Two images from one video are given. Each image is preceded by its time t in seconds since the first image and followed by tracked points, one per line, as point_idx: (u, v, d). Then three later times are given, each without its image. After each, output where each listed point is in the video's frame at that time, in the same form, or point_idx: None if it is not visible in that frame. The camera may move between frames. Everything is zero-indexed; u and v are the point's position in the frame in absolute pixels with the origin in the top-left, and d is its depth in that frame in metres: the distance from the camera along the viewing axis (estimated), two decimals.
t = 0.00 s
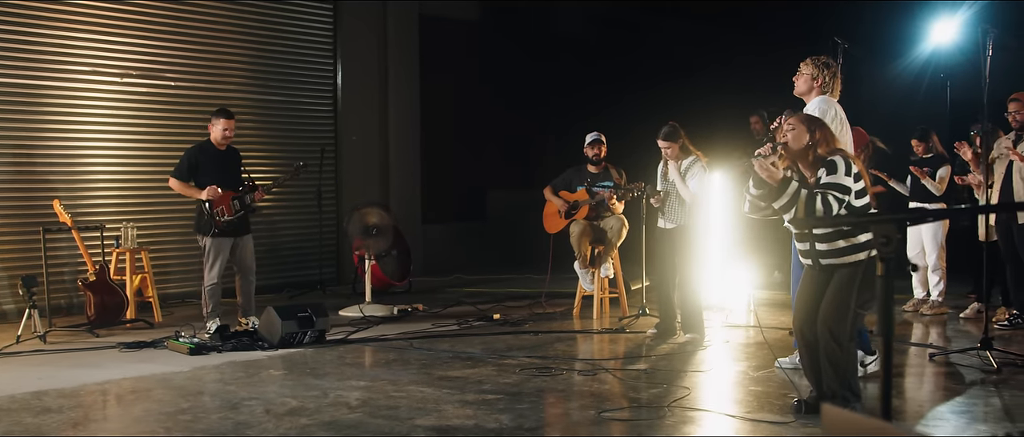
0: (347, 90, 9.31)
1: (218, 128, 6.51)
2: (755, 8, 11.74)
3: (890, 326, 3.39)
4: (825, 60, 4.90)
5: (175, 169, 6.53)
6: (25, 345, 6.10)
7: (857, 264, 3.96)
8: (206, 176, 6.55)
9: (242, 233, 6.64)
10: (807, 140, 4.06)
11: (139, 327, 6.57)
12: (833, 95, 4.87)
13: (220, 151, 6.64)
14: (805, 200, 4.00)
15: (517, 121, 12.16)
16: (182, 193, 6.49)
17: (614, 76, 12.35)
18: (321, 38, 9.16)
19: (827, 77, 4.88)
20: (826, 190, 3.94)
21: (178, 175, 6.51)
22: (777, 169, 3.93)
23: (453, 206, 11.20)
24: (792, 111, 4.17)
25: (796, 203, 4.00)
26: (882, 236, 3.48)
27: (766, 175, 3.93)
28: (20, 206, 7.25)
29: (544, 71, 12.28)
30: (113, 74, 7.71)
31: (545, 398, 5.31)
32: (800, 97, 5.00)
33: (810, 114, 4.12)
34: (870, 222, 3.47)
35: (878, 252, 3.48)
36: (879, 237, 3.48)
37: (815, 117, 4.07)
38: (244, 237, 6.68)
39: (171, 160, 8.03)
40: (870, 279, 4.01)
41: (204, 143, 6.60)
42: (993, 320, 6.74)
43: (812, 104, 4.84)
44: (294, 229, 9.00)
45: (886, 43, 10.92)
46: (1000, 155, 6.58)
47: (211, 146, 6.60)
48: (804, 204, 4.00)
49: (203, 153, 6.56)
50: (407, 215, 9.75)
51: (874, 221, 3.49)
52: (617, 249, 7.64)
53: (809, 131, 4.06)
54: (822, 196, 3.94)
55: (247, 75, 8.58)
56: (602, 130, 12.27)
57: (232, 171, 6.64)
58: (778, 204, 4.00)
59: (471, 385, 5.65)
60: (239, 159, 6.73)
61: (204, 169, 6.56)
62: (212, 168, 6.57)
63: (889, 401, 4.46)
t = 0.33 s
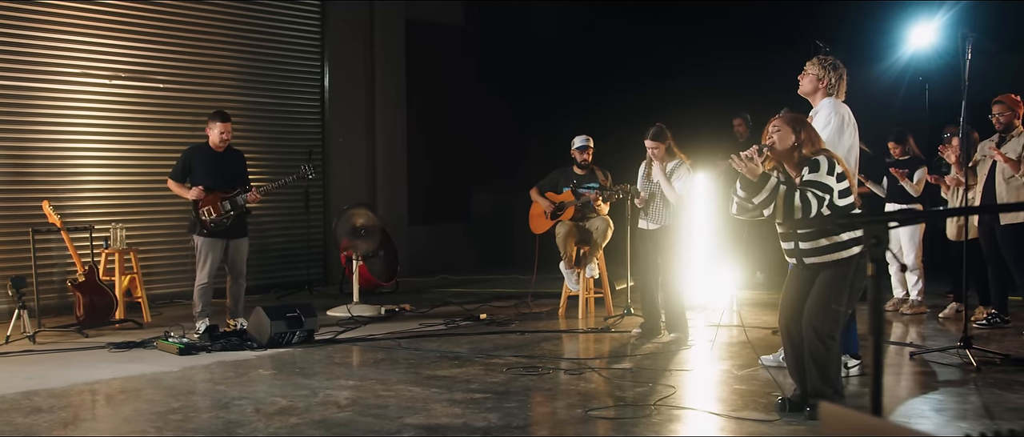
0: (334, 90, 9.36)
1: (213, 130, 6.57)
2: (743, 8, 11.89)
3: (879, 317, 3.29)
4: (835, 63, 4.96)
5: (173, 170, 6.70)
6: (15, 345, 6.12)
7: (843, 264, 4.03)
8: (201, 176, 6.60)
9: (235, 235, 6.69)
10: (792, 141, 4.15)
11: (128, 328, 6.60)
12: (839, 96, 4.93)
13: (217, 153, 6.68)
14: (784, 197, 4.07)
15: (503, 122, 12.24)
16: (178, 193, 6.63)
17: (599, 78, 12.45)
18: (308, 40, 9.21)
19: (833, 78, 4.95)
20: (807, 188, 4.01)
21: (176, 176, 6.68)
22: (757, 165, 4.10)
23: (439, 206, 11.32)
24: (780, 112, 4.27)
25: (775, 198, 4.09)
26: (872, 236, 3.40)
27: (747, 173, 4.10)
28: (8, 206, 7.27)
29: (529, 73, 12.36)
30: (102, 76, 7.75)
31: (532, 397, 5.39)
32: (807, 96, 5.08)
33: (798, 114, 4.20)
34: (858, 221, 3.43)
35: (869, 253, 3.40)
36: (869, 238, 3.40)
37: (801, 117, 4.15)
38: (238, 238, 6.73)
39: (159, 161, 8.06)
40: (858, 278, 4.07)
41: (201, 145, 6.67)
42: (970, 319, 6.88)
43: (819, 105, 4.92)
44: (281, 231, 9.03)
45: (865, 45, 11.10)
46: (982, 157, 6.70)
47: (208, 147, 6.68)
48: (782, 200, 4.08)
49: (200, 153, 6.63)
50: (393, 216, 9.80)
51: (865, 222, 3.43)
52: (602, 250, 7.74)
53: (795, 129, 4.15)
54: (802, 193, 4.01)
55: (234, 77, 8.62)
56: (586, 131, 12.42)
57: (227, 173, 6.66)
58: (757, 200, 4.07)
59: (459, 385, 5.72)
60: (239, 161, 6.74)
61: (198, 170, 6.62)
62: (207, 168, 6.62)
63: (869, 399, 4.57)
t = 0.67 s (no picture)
0: (321, 91, 9.42)
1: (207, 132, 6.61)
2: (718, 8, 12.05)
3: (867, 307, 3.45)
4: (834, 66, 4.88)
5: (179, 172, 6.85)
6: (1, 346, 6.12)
7: (824, 258, 4.11)
8: (198, 178, 6.67)
9: (225, 237, 6.68)
10: (776, 135, 4.23)
11: (115, 328, 6.61)
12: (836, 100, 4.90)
13: (216, 155, 6.72)
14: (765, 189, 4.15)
15: (486, 124, 12.37)
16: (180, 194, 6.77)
17: (581, 79, 12.67)
18: (294, 43, 9.26)
19: (831, 82, 4.90)
20: (787, 180, 4.11)
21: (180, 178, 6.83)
22: (740, 158, 4.16)
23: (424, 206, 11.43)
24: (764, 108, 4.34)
25: (757, 190, 4.16)
26: (860, 236, 3.48)
27: (728, 165, 4.17)
28: None
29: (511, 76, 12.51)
30: (89, 77, 7.78)
31: (517, 395, 5.47)
32: (805, 98, 5.05)
33: (781, 110, 4.29)
34: (845, 222, 3.50)
35: (855, 252, 3.49)
36: (859, 238, 3.48)
37: (784, 112, 4.24)
38: (228, 241, 6.72)
39: (145, 161, 8.10)
40: (840, 271, 4.14)
41: (200, 148, 6.75)
42: (947, 317, 7.04)
43: (817, 113, 4.91)
44: (267, 232, 9.07)
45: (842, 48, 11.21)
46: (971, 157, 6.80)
47: (207, 152, 6.73)
48: (762, 192, 4.15)
49: (199, 157, 6.70)
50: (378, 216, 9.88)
51: (854, 222, 3.48)
52: (585, 250, 7.82)
53: (778, 123, 4.22)
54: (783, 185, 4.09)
55: (220, 79, 8.66)
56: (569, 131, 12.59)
57: (222, 174, 6.67)
58: (738, 191, 4.16)
59: (445, 383, 5.79)
60: (237, 164, 6.72)
61: (195, 172, 6.69)
62: (205, 171, 6.67)
63: (850, 396, 4.68)
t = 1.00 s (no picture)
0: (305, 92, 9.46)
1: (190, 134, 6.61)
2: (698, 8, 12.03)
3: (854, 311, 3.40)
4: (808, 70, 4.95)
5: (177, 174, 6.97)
6: None
7: (806, 252, 4.21)
8: (186, 180, 6.75)
9: (208, 238, 6.66)
10: (762, 127, 4.33)
11: (102, 328, 6.63)
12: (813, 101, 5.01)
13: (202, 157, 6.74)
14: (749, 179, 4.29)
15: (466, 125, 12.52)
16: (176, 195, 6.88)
17: (560, 78, 12.82)
18: (279, 45, 9.31)
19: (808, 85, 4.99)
20: (769, 170, 4.21)
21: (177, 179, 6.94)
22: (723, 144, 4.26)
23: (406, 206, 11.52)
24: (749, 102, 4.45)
25: (739, 177, 4.29)
26: (848, 237, 3.49)
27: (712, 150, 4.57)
28: None
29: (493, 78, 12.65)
30: (74, 79, 7.81)
31: (502, 394, 5.53)
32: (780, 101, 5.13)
33: (766, 102, 4.39)
34: (834, 222, 3.50)
35: (842, 253, 3.50)
36: (846, 239, 3.50)
37: (768, 105, 4.35)
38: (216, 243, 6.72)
39: (130, 162, 8.13)
40: (821, 267, 4.25)
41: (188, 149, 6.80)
42: (925, 316, 7.20)
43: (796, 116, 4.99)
44: (252, 232, 9.10)
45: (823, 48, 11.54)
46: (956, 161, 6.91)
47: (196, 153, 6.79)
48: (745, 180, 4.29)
49: (187, 158, 6.74)
50: (363, 216, 9.95)
51: (844, 221, 3.49)
52: (568, 250, 7.92)
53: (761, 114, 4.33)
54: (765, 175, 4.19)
55: (205, 81, 8.70)
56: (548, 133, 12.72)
57: (206, 175, 6.69)
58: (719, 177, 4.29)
59: (431, 382, 5.85)
60: (219, 165, 6.71)
61: (184, 173, 6.76)
62: (192, 172, 6.72)
63: (830, 393, 4.79)
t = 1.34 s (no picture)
0: (289, 93, 9.51)
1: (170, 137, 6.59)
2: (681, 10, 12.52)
3: (839, 310, 3.45)
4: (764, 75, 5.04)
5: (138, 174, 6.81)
6: None
7: (783, 247, 4.34)
8: (160, 181, 6.69)
9: (193, 238, 6.74)
10: (748, 121, 4.41)
11: (86, 328, 6.64)
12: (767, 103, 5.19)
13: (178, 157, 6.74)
14: (731, 167, 4.33)
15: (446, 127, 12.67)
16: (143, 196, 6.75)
17: (541, 79, 13.11)
18: (262, 47, 9.37)
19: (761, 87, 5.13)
20: (752, 160, 4.30)
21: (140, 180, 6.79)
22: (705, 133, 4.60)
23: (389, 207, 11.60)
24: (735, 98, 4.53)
25: (721, 164, 4.34)
26: (836, 236, 3.56)
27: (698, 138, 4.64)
28: None
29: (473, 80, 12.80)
30: (58, 80, 7.81)
31: (486, 392, 5.60)
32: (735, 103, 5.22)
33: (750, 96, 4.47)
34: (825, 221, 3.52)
35: (830, 252, 3.55)
36: (833, 237, 3.56)
37: (753, 98, 4.42)
38: (195, 241, 6.78)
39: (113, 163, 8.14)
40: (800, 262, 4.39)
41: (161, 149, 6.74)
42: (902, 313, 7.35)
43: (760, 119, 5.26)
44: (237, 233, 9.15)
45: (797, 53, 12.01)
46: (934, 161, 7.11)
47: (168, 152, 6.74)
48: (727, 167, 4.33)
49: (161, 159, 6.69)
50: (346, 217, 10.02)
51: (832, 222, 3.53)
52: (550, 250, 8.00)
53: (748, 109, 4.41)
54: (746, 164, 4.29)
55: (189, 82, 8.74)
56: (527, 133, 13.09)
57: (185, 176, 6.72)
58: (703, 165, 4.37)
59: (416, 381, 5.91)
60: (199, 167, 6.79)
61: (157, 175, 6.69)
62: (168, 173, 6.68)
63: (808, 389, 4.92)
